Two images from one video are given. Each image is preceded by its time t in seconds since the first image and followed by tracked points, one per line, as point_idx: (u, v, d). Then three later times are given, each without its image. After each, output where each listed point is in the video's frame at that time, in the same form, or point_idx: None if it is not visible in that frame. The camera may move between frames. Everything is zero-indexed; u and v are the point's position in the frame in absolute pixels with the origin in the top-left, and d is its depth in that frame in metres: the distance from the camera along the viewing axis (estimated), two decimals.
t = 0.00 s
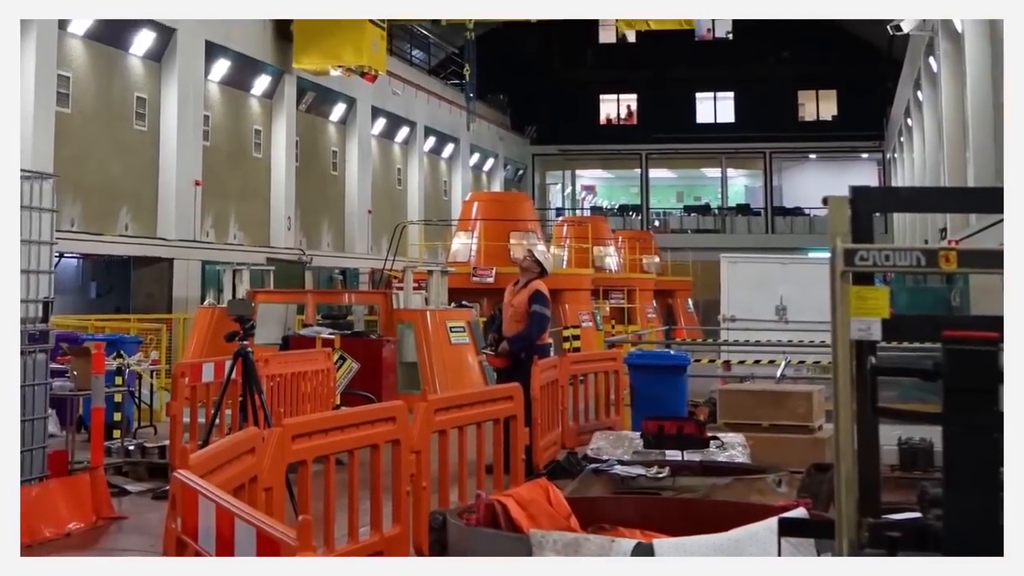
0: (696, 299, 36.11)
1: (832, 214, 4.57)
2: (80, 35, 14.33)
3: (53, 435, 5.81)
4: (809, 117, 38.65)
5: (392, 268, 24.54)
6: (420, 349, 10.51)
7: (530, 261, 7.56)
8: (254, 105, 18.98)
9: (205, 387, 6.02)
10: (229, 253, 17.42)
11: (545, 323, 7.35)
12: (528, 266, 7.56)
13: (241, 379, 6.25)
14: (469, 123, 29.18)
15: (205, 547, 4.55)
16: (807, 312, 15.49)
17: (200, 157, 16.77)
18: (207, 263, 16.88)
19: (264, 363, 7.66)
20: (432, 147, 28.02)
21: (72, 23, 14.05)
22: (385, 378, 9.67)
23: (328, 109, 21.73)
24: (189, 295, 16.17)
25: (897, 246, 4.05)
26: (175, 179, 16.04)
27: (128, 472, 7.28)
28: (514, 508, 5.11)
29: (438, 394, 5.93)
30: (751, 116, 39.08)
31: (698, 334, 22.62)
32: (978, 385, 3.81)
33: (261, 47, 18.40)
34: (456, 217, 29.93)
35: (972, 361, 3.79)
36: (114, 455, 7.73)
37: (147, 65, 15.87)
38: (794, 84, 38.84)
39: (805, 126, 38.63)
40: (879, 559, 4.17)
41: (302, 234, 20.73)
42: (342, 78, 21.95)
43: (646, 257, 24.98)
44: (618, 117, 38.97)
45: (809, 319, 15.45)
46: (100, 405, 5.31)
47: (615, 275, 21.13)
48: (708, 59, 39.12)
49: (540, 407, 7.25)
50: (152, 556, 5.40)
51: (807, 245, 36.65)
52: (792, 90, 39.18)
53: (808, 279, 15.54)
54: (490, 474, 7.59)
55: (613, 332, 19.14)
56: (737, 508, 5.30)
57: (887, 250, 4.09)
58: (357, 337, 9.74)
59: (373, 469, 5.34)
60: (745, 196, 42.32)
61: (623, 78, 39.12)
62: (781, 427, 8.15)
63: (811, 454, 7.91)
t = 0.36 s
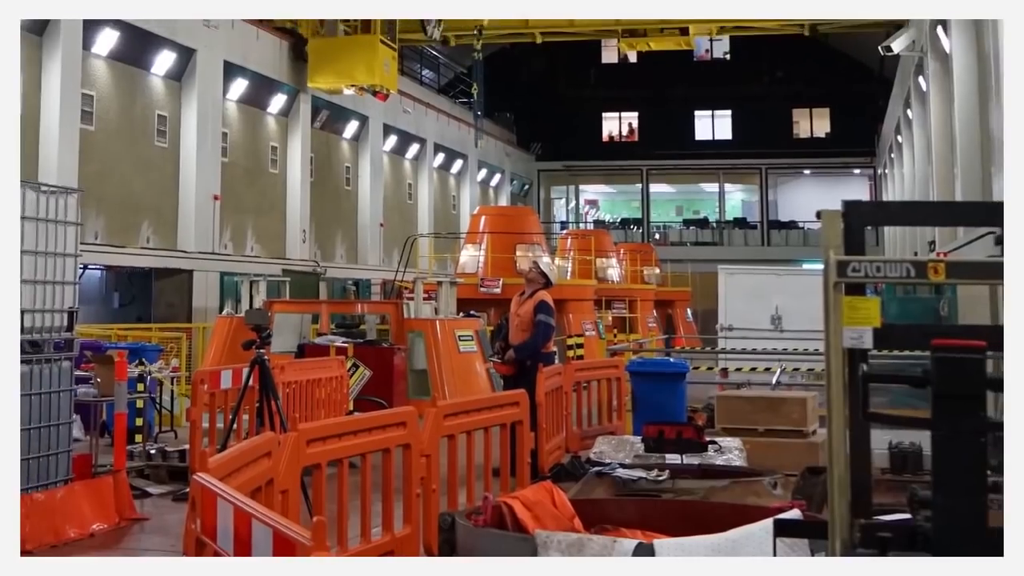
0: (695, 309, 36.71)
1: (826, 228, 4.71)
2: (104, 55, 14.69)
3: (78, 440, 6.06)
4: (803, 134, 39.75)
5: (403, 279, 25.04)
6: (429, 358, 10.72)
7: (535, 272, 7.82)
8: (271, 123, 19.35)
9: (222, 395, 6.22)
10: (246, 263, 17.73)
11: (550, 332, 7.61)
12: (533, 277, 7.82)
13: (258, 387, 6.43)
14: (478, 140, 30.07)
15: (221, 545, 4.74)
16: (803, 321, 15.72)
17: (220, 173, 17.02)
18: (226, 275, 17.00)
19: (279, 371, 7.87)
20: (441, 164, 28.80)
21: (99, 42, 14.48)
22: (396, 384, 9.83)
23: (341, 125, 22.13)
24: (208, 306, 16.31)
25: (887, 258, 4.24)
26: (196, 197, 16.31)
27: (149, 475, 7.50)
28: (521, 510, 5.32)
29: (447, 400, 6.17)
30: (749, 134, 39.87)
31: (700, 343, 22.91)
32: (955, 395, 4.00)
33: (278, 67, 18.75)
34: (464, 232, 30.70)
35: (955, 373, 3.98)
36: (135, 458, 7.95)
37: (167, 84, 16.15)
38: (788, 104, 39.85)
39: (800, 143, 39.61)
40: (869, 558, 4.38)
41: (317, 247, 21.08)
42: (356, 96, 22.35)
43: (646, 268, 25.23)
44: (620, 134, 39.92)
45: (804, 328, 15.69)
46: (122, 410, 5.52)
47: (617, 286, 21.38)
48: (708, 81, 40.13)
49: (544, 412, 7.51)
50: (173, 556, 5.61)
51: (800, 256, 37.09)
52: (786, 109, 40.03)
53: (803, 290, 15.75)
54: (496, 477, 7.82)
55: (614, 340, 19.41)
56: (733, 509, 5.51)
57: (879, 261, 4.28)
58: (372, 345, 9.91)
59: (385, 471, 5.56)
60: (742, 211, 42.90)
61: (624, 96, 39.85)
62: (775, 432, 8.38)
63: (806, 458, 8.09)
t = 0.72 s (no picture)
0: (693, 320, 37.29)
1: (818, 242, 5.00)
2: (128, 76, 14.90)
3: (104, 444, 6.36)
4: (797, 152, 40.26)
5: (414, 291, 25.55)
6: (440, 365, 10.63)
7: (541, 284, 8.06)
8: (289, 142, 19.67)
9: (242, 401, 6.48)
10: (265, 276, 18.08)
11: (555, 342, 7.84)
12: (539, 288, 8.06)
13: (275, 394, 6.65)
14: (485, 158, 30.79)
15: (243, 547, 5.01)
16: (796, 330, 15.96)
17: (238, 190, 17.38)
18: (245, 286, 17.42)
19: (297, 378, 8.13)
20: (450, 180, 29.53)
21: (123, 64, 14.67)
22: (408, 392, 10.08)
23: (355, 144, 22.52)
24: (227, 317, 16.75)
25: (877, 270, 4.52)
26: (216, 212, 16.66)
27: (172, 478, 7.76)
28: (527, 511, 5.57)
29: (457, 407, 6.42)
30: (750, 150, 40.66)
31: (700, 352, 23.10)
32: (943, 401, 4.28)
33: (295, 88, 19.09)
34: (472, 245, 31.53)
35: (940, 381, 4.26)
36: (158, 462, 8.21)
37: (188, 105, 16.43)
38: (782, 122, 40.42)
39: (796, 159, 40.15)
40: (859, 558, 4.60)
41: (331, 260, 21.42)
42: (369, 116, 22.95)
43: (646, 279, 25.46)
44: (621, 153, 40.89)
45: (798, 337, 15.94)
46: (146, 416, 5.77)
47: (619, 296, 21.63)
48: (708, 100, 40.76)
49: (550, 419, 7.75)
50: (194, 557, 5.88)
51: (794, 269, 37.57)
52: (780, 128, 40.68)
53: (797, 301, 16.00)
54: (503, 480, 8.08)
55: (617, 349, 19.65)
56: (729, 510, 5.77)
57: (869, 274, 4.55)
58: (385, 354, 10.12)
59: (397, 474, 5.81)
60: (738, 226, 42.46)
61: (627, 116, 40.93)
62: (770, 437, 8.63)
63: (799, 462, 8.39)
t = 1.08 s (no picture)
0: (691, 330, 37.84)
1: (812, 257, 5.13)
2: (154, 99, 15.17)
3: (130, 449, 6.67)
4: (791, 170, 40.94)
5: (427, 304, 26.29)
6: (450, 376, 10.76)
7: (546, 297, 8.39)
8: (307, 161, 19.95)
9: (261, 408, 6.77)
10: (284, 289, 18.39)
11: (561, 351, 8.19)
12: (545, 301, 8.40)
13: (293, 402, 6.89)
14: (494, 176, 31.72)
15: (260, 546, 5.20)
16: (791, 341, 16.25)
17: (258, 205, 17.72)
18: (264, 298, 17.74)
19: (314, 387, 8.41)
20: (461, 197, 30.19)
21: (149, 86, 14.90)
22: (421, 399, 10.36)
23: (370, 163, 22.86)
24: (248, 327, 17.09)
25: (867, 284, 4.74)
26: (238, 228, 16.99)
27: (195, 480, 8.03)
28: (533, 513, 5.84)
29: (467, 413, 6.72)
30: (743, 169, 41.23)
31: (701, 362, 23.37)
32: (929, 407, 4.54)
33: (313, 109, 19.43)
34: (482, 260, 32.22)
35: (927, 388, 4.51)
36: (182, 466, 8.47)
37: (211, 126, 16.73)
38: (777, 143, 41.13)
39: (789, 179, 40.85)
40: (850, 557, 4.80)
41: (347, 273, 21.71)
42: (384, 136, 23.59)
43: (647, 291, 25.80)
44: (624, 171, 41.33)
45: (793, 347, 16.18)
46: (171, 422, 6.07)
47: (622, 308, 21.85)
48: (708, 121, 41.42)
49: (555, 425, 8.06)
50: (215, 557, 6.15)
51: (789, 282, 38.24)
52: (775, 148, 41.20)
53: (791, 312, 16.28)
54: (511, 483, 8.36)
55: (619, 358, 19.96)
56: (727, 510, 6.06)
57: (859, 287, 4.78)
58: (398, 362, 10.38)
59: (410, 478, 6.10)
60: (736, 241, 44.54)
61: (627, 136, 41.41)
62: (766, 441, 8.92)
63: (794, 465, 8.63)
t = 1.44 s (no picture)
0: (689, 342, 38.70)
1: (804, 271, 5.47)
2: (179, 121, 15.82)
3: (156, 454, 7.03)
4: (784, 190, 41.80)
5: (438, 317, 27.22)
6: (461, 386, 10.83)
7: (553, 309, 8.66)
8: (323, 180, 20.75)
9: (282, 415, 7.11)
10: (304, 301, 19.25)
11: (565, 361, 8.46)
12: (551, 313, 8.68)
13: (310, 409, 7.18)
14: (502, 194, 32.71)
15: (282, 546, 5.46)
16: (785, 352, 16.49)
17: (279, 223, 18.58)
18: (285, 311, 18.57)
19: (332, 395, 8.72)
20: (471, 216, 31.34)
21: (176, 110, 15.57)
22: (432, 407, 10.60)
23: (383, 182, 23.80)
24: (268, 338, 17.90)
25: (857, 297, 5.00)
26: (260, 242, 17.79)
27: (220, 484, 8.35)
28: (540, 514, 6.14)
29: (476, 420, 7.05)
30: (741, 189, 42.06)
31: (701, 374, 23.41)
32: (916, 415, 4.71)
33: (330, 132, 20.24)
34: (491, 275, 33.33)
35: (914, 392, 4.68)
36: (206, 470, 8.81)
37: (234, 147, 17.48)
38: (771, 164, 42.02)
39: (783, 198, 41.70)
40: (840, 557, 5.00)
41: (364, 286, 22.67)
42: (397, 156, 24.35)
43: (648, 304, 25.95)
44: (625, 190, 42.38)
45: (785, 357, 16.45)
46: (196, 428, 6.39)
47: (624, 319, 22.35)
48: (705, 143, 42.41)
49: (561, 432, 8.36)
50: (239, 557, 6.47)
51: (782, 296, 39.00)
52: (769, 168, 42.10)
53: (785, 323, 16.58)
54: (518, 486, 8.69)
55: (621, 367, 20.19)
56: (724, 512, 6.40)
57: (850, 300, 5.03)
58: (411, 371, 10.54)
59: (423, 481, 6.43)
60: (732, 256, 45.26)
61: (627, 157, 42.61)
62: (761, 447, 9.24)
63: (787, 470, 9.03)
